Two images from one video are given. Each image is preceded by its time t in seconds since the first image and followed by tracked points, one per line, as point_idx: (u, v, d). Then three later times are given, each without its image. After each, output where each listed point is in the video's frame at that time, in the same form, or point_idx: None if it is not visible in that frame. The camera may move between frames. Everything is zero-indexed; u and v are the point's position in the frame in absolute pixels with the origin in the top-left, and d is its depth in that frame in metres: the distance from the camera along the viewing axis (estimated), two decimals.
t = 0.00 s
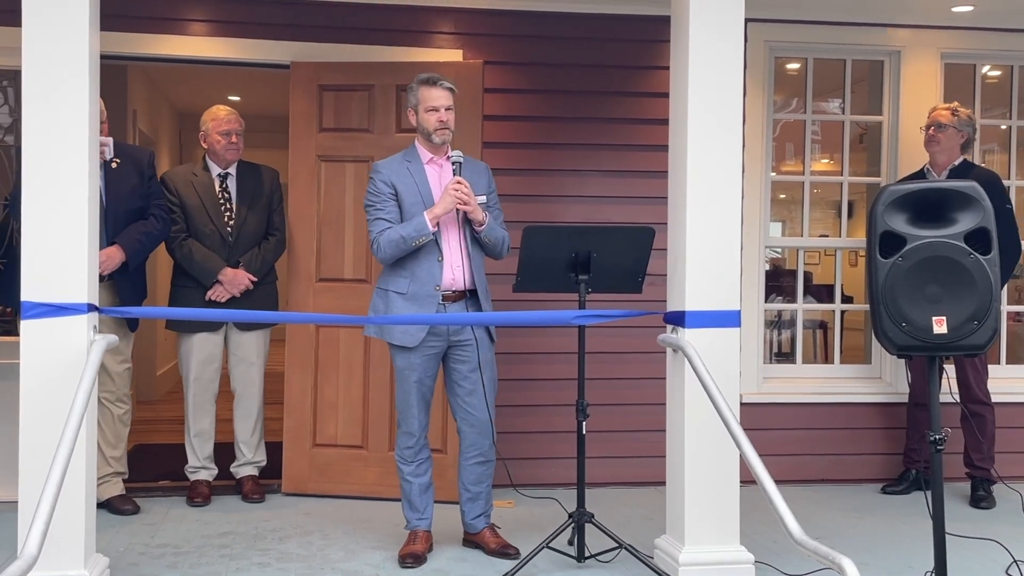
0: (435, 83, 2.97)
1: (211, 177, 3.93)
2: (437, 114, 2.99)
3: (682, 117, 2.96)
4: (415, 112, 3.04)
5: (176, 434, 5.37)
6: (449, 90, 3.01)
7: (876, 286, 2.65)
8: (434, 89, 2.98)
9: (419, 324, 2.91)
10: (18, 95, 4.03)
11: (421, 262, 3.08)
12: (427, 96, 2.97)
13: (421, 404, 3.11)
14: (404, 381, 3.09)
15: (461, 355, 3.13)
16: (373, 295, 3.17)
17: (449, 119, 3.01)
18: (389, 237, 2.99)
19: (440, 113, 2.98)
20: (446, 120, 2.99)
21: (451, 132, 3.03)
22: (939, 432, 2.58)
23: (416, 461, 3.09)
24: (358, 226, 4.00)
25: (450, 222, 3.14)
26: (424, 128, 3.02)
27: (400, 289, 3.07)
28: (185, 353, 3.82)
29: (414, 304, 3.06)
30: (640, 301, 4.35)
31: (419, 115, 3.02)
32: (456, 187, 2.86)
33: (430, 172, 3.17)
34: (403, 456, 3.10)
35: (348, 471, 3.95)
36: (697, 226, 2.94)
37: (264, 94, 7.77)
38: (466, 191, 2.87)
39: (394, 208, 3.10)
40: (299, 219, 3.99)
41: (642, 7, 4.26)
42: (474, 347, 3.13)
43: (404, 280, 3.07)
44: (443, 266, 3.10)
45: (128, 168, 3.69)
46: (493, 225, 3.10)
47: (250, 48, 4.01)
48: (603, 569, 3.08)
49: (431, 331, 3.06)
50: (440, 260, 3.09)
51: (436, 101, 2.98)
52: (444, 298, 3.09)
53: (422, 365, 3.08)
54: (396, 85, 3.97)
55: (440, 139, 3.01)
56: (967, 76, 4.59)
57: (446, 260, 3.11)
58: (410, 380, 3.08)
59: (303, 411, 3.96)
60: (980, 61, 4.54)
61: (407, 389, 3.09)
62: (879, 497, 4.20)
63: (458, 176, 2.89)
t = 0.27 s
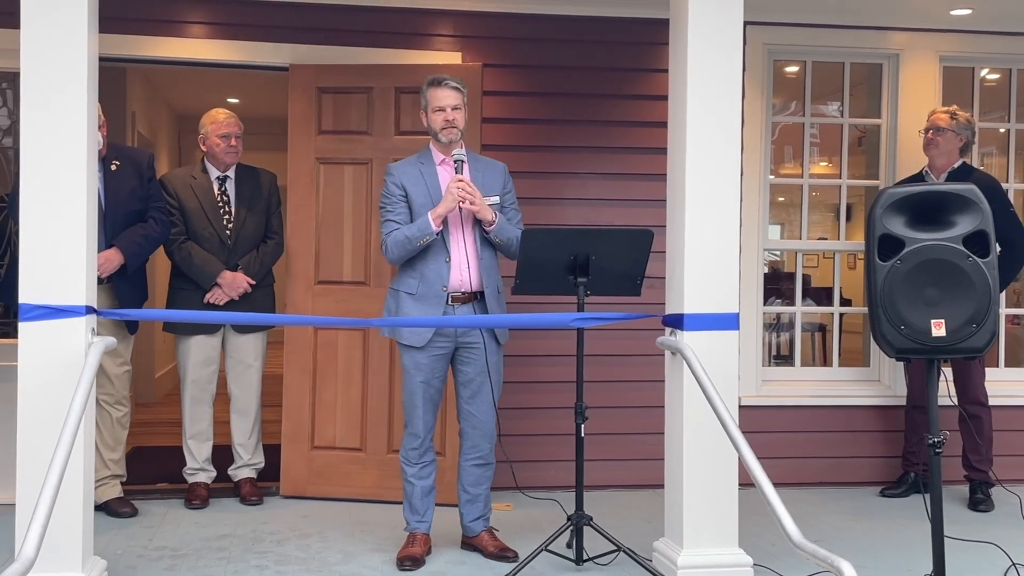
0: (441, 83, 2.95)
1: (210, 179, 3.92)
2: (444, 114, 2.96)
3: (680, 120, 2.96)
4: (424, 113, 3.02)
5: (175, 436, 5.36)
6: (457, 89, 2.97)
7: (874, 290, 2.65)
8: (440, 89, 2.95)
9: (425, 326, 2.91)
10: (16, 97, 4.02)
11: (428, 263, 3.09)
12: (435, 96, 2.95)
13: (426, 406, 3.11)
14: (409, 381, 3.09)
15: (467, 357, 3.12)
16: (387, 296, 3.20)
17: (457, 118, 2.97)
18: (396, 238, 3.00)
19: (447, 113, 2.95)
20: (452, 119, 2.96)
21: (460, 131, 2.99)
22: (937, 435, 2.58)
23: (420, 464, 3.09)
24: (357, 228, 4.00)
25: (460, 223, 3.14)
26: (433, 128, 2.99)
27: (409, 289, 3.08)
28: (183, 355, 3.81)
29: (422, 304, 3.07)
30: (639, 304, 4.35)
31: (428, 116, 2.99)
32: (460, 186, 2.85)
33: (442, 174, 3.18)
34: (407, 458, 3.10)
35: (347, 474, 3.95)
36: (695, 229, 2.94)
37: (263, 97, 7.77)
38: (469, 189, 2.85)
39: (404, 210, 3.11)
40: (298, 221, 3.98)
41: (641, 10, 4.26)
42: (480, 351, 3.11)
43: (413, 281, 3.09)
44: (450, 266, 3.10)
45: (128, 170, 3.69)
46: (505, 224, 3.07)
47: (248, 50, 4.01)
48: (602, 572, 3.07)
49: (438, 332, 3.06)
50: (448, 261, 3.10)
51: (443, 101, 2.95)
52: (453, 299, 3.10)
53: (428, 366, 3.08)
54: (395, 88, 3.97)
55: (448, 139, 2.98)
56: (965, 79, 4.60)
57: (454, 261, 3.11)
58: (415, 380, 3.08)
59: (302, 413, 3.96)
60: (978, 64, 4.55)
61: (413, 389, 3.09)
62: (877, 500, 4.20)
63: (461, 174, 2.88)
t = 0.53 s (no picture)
0: (451, 88, 2.94)
1: (208, 181, 3.92)
2: (453, 120, 2.95)
3: (679, 122, 2.96)
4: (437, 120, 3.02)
5: (173, 439, 5.36)
6: (467, 96, 2.96)
7: (873, 292, 2.64)
8: (451, 95, 2.94)
9: (427, 328, 2.91)
10: (15, 99, 4.02)
11: (433, 265, 3.10)
12: (446, 102, 2.93)
13: (428, 406, 3.11)
14: (409, 378, 3.09)
15: (469, 360, 3.11)
16: (398, 299, 3.23)
17: (466, 124, 2.95)
18: (401, 241, 3.03)
19: (456, 118, 2.94)
20: (461, 126, 2.95)
21: (468, 138, 2.98)
22: (937, 438, 2.58)
23: (422, 466, 3.09)
24: (356, 230, 3.99)
25: (466, 225, 3.13)
26: (442, 133, 2.98)
27: (415, 291, 3.11)
28: (182, 357, 3.81)
29: (425, 306, 3.09)
30: (637, 307, 4.35)
31: (439, 122, 2.99)
32: (460, 190, 2.84)
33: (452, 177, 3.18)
34: (410, 460, 3.09)
35: (345, 477, 3.94)
36: (694, 232, 2.93)
37: (262, 99, 7.78)
38: (469, 192, 2.84)
39: (412, 213, 3.13)
40: (297, 223, 3.98)
41: (640, 12, 4.26)
42: (480, 353, 3.10)
43: (418, 282, 3.11)
44: (454, 269, 3.11)
45: (126, 172, 3.69)
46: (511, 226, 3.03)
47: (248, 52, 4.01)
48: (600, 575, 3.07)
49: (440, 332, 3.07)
50: (452, 263, 3.10)
51: (453, 107, 2.94)
52: (455, 302, 3.10)
53: (430, 365, 3.08)
54: (393, 90, 3.97)
55: (456, 145, 2.96)
56: (964, 82, 4.60)
57: (458, 263, 3.11)
58: (415, 377, 3.09)
59: (300, 415, 3.96)
60: (977, 67, 4.55)
61: (413, 386, 3.09)
62: (876, 503, 4.20)
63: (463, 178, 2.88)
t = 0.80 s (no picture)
0: (455, 91, 2.96)
1: (207, 184, 3.92)
2: (457, 122, 2.96)
3: (678, 125, 2.97)
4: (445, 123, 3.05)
5: (172, 441, 5.35)
6: (472, 99, 2.97)
7: (872, 295, 2.65)
8: (456, 98, 2.97)
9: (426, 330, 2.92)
10: (14, 101, 4.02)
11: (435, 267, 3.12)
12: (451, 104, 2.96)
13: (429, 406, 3.11)
14: (410, 379, 3.11)
15: (470, 363, 3.11)
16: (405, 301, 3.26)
17: (470, 127, 2.96)
18: (404, 242, 3.05)
19: (460, 121, 2.96)
20: (465, 128, 2.96)
21: (473, 140, 2.98)
22: (935, 441, 2.58)
23: (423, 469, 3.09)
24: (355, 232, 4.00)
25: (469, 228, 3.14)
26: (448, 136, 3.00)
27: (419, 292, 3.14)
28: (181, 359, 3.81)
29: (427, 307, 3.11)
30: (636, 309, 4.35)
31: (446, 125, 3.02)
32: (459, 191, 2.85)
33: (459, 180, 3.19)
34: (411, 463, 3.10)
35: (345, 479, 3.94)
36: (693, 234, 2.94)
37: (261, 101, 7.78)
38: (468, 195, 2.85)
39: (418, 215, 3.15)
40: (295, 226, 3.99)
41: (639, 15, 4.27)
42: (480, 357, 3.10)
43: (422, 284, 3.14)
44: (455, 271, 3.12)
45: (125, 174, 3.71)
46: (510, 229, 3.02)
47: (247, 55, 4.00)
48: None
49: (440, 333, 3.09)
50: (453, 265, 3.11)
51: (458, 110, 2.96)
52: (458, 304, 3.12)
53: (431, 365, 3.10)
54: (393, 93, 3.97)
55: (460, 147, 2.97)
56: (962, 85, 4.61)
57: (460, 265, 3.12)
58: (416, 379, 3.10)
59: (299, 418, 3.96)
60: (975, 70, 4.56)
61: (414, 388, 3.10)
62: (874, 505, 4.20)
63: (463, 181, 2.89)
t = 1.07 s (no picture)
0: (457, 90, 2.99)
1: (207, 185, 3.92)
2: (458, 120, 2.99)
3: (678, 127, 2.97)
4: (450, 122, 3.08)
5: (171, 443, 5.35)
6: (475, 98, 2.98)
7: (871, 297, 2.65)
8: (460, 96, 2.99)
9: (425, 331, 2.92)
10: (14, 103, 4.03)
11: (435, 266, 3.14)
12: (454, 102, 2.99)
13: (429, 408, 3.11)
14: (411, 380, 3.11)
15: (470, 364, 3.12)
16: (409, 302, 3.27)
17: (469, 126, 2.98)
18: (403, 239, 3.09)
19: (461, 119, 2.98)
20: (464, 127, 2.98)
21: (472, 139, 2.99)
22: (934, 442, 2.59)
23: (423, 471, 3.09)
24: (355, 234, 4.00)
25: (470, 227, 3.15)
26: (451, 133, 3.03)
27: (420, 291, 3.15)
28: (180, 361, 3.81)
29: (427, 307, 3.12)
30: (636, 311, 4.35)
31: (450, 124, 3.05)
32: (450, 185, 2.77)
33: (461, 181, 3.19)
34: (412, 464, 3.10)
35: (344, 481, 3.94)
36: (692, 236, 2.94)
37: (261, 103, 7.78)
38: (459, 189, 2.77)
39: (420, 215, 3.16)
40: (295, 227, 3.99)
41: (638, 18, 4.27)
42: (480, 359, 3.10)
43: (423, 284, 3.15)
44: (454, 271, 3.12)
45: (124, 175, 3.71)
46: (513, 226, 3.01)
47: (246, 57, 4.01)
48: None
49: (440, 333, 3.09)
50: (452, 265, 3.12)
51: (459, 108, 2.98)
52: (458, 305, 3.11)
53: (431, 366, 3.10)
54: (392, 95, 3.98)
55: (459, 145, 2.98)
56: (961, 88, 4.62)
57: (459, 265, 3.12)
58: (417, 379, 3.10)
59: (299, 419, 3.96)
60: (974, 73, 4.57)
61: (414, 389, 3.11)
62: (874, 507, 4.20)
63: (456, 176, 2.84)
